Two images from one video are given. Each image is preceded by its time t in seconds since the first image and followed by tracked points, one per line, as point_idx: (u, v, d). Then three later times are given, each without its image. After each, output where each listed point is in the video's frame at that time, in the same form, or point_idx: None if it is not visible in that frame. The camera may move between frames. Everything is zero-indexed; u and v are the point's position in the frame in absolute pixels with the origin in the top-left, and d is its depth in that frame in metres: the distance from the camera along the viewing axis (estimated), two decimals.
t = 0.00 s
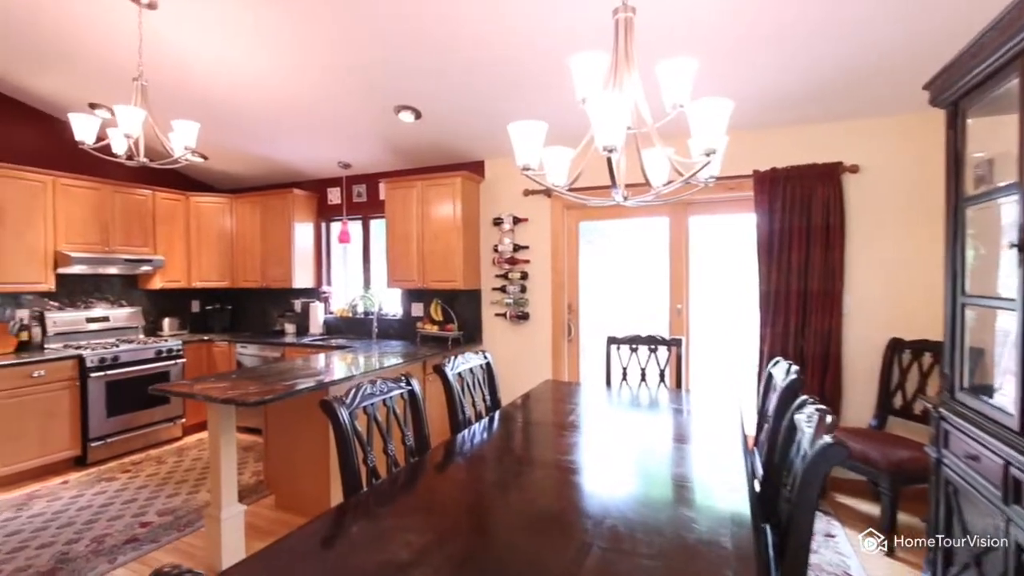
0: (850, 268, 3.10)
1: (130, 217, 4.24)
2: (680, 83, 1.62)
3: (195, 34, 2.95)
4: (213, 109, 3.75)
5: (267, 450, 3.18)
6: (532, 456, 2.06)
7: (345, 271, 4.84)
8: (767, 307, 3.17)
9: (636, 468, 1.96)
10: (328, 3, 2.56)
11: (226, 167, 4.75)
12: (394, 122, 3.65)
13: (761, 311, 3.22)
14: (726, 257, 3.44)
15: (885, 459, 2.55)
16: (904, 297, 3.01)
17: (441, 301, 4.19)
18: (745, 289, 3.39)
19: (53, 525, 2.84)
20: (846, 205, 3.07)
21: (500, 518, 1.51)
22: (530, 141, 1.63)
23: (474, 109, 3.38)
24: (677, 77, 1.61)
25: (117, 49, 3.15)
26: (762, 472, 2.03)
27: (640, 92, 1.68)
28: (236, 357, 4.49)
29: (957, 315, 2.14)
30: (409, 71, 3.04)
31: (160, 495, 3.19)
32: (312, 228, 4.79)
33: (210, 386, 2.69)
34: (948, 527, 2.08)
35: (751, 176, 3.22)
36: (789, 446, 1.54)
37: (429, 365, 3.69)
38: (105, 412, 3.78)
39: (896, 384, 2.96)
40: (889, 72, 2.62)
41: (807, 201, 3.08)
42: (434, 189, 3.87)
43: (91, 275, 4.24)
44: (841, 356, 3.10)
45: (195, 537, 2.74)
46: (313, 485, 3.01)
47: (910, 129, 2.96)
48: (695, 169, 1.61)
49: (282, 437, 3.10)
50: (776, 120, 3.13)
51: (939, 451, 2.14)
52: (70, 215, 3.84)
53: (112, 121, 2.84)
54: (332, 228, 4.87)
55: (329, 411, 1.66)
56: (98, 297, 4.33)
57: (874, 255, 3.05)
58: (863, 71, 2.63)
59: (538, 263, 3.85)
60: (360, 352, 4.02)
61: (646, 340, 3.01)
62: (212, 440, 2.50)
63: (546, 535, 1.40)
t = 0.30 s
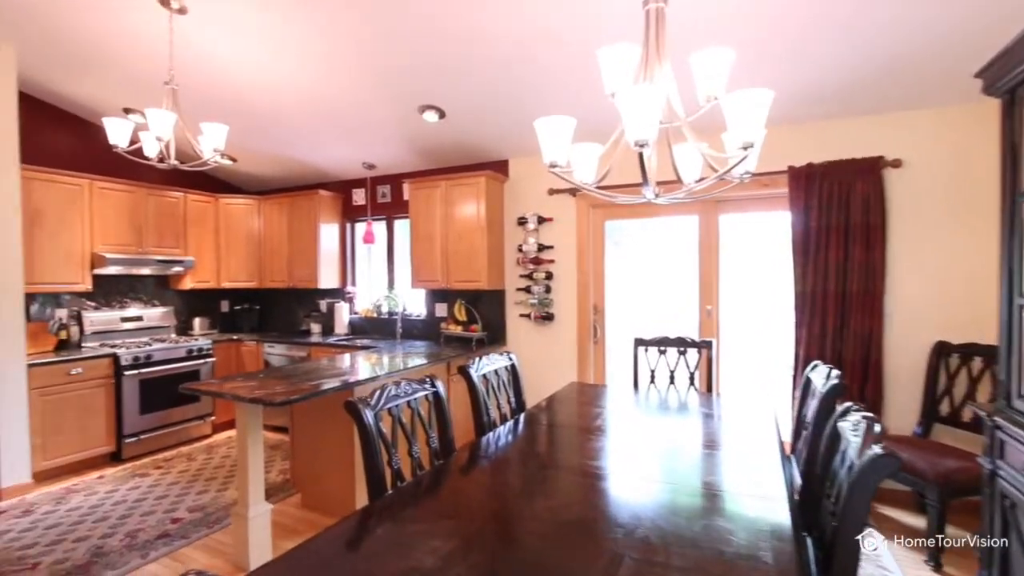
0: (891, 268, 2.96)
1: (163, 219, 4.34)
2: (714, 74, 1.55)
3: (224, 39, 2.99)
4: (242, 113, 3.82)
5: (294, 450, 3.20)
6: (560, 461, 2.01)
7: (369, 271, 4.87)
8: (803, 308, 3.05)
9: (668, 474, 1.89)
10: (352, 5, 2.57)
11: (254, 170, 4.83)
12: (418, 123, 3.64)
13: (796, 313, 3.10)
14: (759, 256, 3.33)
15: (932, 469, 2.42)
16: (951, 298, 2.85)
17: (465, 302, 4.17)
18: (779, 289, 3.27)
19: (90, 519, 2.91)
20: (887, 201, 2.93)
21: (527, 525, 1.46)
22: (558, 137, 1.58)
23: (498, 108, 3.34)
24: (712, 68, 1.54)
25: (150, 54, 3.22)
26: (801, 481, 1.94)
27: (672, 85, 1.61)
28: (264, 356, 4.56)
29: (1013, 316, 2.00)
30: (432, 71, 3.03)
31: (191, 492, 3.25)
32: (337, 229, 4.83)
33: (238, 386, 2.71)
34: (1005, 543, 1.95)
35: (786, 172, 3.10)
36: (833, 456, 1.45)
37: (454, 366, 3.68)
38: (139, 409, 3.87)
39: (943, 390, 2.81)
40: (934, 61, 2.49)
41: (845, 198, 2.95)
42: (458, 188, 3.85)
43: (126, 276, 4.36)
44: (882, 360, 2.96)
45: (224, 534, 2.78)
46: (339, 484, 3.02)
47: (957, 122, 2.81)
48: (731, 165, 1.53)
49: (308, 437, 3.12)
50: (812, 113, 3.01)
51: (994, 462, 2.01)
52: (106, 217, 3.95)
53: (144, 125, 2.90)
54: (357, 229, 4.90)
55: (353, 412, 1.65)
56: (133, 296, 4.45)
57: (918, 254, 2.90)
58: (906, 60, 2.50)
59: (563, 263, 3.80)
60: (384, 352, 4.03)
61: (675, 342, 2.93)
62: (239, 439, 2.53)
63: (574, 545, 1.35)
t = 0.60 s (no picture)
0: (943, 265, 2.80)
1: (200, 220, 4.46)
2: (757, 63, 1.49)
3: (257, 43, 3.05)
4: (275, 116, 3.89)
5: (326, 447, 3.24)
6: (592, 462, 1.96)
7: (398, 271, 4.90)
8: (846, 308, 2.92)
9: (704, 478, 1.82)
10: (381, 6, 2.57)
11: (287, 171, 4.93)
12: (446, 122, 3.64)
13: (838, 312, 2.97)
14: (797, 253, 3.21)
15: (990, 479, 2.27)
16: (1009, 296, 2.68)
17: (493, 301, 4.15)
18: (820, 287, 3.14)
19: (133, 510, 3.02)
20: (938, 195, 2.77)
21: (560, 530, 1.43)
22: (592, 132, 1.54)
23: (526, 105, 3.31)
24: (755, 56, 1.48)
25: (187, 60, 3.31)
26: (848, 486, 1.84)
27: (712, 75, 1.56)
28: (296, 354, 4.65)
29: None
30: (460, 69, 3.02)
31: (228, 486, 3.33)
32: (367, 228, 4.89)
33: (272, 383, 2.76)
34: None
35: (827, 165, 2.97)
36: (887, 465, 1.36)
37: (482, 365, 3.67)
38: (178, 404, 4.00)
39: (1001, 395, 2.64)
40: (992, 45, 2.34)
41: (892, 191, 2.81)
42: (486, 187, 3.83)
43: (167, 275, 4.50)
44: (932, 362, 2.81)
45: (259, 529, 2.83)
46: (369, 482, 3.05)
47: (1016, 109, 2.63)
48: (776, 158, 1.47)
49: (340, 434, 3.16)
50: (855, 103, 2.88)
51: None
52: (147, 219, 4.09)
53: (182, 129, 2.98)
54: (386, 228, 4.95)
55: (385, 411, 1.65)
56: (173, 295, 4.59)
57: (972, 250, 2.74)
58: (961, 44, 2.36)
59: (592, 261, 3.74)
60: (413, 351, 4.05)
61: (709, 342, 2.84)
62: (274, 436, 2.57)
63: (610, 552, 1.31)
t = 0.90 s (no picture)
0: (1007, 260, 2.61)
1: (239, 220, 4.58)
2: (810, 45, 1.40)
3: (292, 44, 3.08)
4: (309, 116, 3.95)
5: (360, 443, 3.27)
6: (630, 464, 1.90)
7: (429, 268, 4.92)
8: (899, 306, 2.77)
9: (745, 482, 1.74)
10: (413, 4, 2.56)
11: (321, 171, 5.00)
12: (478, 118, 3.62)
13: (890, 310, 2.82)
14: (845, 249, 3.06)
15: None
16: None
17: (525, 299, 4.12)
18: (869, 284, 2.98)
19: (177, 501, 3.11)
20: (1002, 185, 2.59)
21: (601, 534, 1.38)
22: (631, 122, 1.48)
23: (559, 99, 3.26)
24: (808, 37, 1.40)
25: (225, 62, 3.38)
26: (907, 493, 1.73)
27: (761, 59, 1.48)
28: (330, 351, 4.72)
29: None
30: (492, 65, 2.99)
31: (266, 480, 3.40)
32: (398, 227, 4.92)
33: (308, 379, 2.79)
34: None
35: (878, 155, 2.82)
36: (957, 475, 1.26)
37: (514, 363, 3.64)
38: (219, 399, 4.11)
39: None
40: None
41: (950, 182, 2.64)
42: (517, 183, 3.80)
43: (207, 274, 4.64)
44: (995, 363, 2.63)
45: (296, 522, 2.88)
46: (403, 478, 3.06)
47: None
48: (832, 146, 1.38)
49: (374, 431, 3.18)
50: (909, 88, 2.72)
51: None
52: (189, 220, 4.22)
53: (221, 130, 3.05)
54: (417, 226, 4.97)
55: (420, 408, 1.64)
56: (213, 293, 4.73)
57: None
58: None
59: (626, 258, 3.66)
60: (444, 349, 4.06)
61: (751, 341, 2.73)
62: (310, 432, 2.60)
63: (653, 559, 1.25)
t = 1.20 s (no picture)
0: None
1: (274, 218, 4.65)
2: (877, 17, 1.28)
3: (326, 42, 3.09)
4: (341, 114, 3.96)
5: (393, 441, 3.27)
6: (670, 466, 1.82)
7: (460, 265, 4.90)
8: (962, 302, 2.58)
9: (789, 488, 1.64)
10: None
11: (352, 169, 5.04)
12: (510, 112, 3.56)
13: (952, 307, 2.63)
14: (900, 242, 2.89)
15: None
16: None
17: (558, 295, 4.04)
18: (928, 280, 2.80)
19: (216, 494, 3.17)
20: None
21: (646, 543, 1.30)
22: (680, 107, 1.40)
23: (594, 92, 3.17)
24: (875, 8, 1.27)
25: (259, 61, 3.41)
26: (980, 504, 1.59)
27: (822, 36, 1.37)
28: (362, 348, 4.75)
29: None
30: (525, 57, 2.91)
31: (301, 475, 3.43)
32: (429, 224, 4.91)
33: (342, 376, 2.79)
34: None
35: (939, 142, 2.63)
36: None
37: (547, 361, 3.57)
38: (255, 394, 4.18)
39: None
40: None
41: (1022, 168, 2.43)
42: (550, 178, 3.72)
43: (243, 272, 4.72)
44: None
45: (331, 518, 2.89)
46: (436, 477, 3.03)
47: None
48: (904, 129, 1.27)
49: (407, 428, 3.16)
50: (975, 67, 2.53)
51: None
52: (226, 218, 4.29)
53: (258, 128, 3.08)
54: (448, 223, 4.95)
55: (457, 406, 1.59)
56: (249, 290, 4.81)
57: None
58: None
59: (663, 253, 3.54)
60: (476, 346, 4.03)
61: (799, 340, 2.59)
62: (344, 428, 2.59)
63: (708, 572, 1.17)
